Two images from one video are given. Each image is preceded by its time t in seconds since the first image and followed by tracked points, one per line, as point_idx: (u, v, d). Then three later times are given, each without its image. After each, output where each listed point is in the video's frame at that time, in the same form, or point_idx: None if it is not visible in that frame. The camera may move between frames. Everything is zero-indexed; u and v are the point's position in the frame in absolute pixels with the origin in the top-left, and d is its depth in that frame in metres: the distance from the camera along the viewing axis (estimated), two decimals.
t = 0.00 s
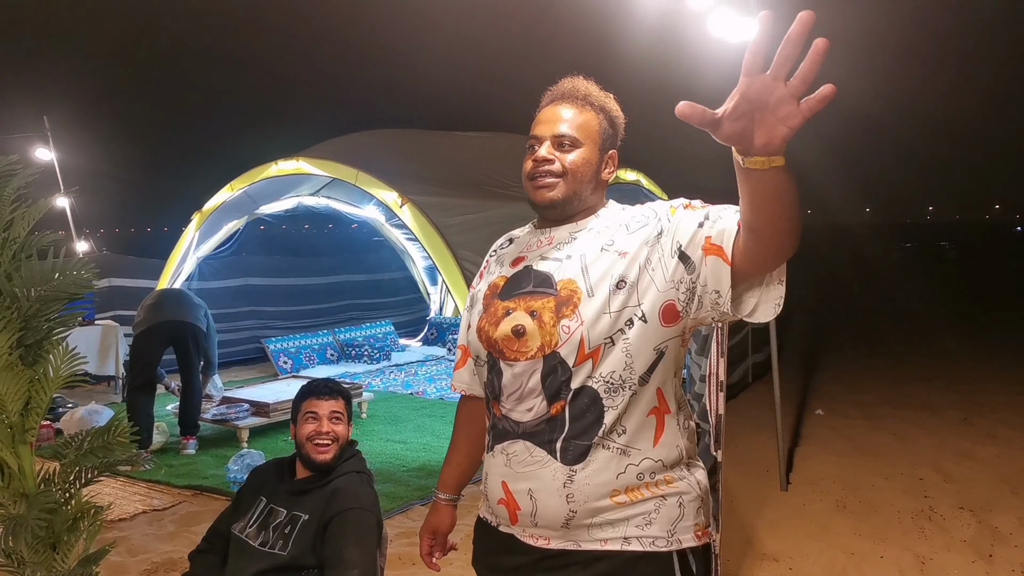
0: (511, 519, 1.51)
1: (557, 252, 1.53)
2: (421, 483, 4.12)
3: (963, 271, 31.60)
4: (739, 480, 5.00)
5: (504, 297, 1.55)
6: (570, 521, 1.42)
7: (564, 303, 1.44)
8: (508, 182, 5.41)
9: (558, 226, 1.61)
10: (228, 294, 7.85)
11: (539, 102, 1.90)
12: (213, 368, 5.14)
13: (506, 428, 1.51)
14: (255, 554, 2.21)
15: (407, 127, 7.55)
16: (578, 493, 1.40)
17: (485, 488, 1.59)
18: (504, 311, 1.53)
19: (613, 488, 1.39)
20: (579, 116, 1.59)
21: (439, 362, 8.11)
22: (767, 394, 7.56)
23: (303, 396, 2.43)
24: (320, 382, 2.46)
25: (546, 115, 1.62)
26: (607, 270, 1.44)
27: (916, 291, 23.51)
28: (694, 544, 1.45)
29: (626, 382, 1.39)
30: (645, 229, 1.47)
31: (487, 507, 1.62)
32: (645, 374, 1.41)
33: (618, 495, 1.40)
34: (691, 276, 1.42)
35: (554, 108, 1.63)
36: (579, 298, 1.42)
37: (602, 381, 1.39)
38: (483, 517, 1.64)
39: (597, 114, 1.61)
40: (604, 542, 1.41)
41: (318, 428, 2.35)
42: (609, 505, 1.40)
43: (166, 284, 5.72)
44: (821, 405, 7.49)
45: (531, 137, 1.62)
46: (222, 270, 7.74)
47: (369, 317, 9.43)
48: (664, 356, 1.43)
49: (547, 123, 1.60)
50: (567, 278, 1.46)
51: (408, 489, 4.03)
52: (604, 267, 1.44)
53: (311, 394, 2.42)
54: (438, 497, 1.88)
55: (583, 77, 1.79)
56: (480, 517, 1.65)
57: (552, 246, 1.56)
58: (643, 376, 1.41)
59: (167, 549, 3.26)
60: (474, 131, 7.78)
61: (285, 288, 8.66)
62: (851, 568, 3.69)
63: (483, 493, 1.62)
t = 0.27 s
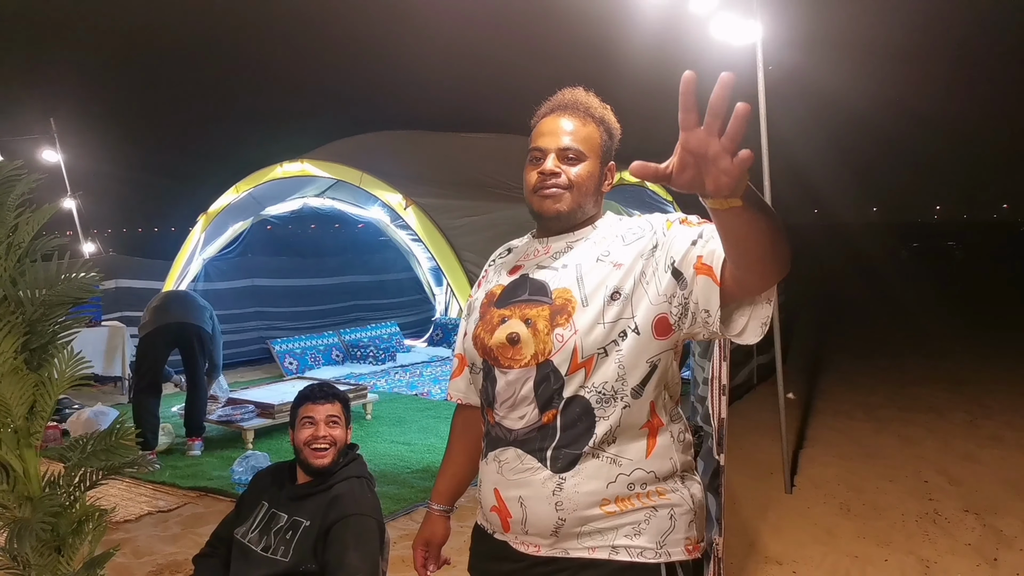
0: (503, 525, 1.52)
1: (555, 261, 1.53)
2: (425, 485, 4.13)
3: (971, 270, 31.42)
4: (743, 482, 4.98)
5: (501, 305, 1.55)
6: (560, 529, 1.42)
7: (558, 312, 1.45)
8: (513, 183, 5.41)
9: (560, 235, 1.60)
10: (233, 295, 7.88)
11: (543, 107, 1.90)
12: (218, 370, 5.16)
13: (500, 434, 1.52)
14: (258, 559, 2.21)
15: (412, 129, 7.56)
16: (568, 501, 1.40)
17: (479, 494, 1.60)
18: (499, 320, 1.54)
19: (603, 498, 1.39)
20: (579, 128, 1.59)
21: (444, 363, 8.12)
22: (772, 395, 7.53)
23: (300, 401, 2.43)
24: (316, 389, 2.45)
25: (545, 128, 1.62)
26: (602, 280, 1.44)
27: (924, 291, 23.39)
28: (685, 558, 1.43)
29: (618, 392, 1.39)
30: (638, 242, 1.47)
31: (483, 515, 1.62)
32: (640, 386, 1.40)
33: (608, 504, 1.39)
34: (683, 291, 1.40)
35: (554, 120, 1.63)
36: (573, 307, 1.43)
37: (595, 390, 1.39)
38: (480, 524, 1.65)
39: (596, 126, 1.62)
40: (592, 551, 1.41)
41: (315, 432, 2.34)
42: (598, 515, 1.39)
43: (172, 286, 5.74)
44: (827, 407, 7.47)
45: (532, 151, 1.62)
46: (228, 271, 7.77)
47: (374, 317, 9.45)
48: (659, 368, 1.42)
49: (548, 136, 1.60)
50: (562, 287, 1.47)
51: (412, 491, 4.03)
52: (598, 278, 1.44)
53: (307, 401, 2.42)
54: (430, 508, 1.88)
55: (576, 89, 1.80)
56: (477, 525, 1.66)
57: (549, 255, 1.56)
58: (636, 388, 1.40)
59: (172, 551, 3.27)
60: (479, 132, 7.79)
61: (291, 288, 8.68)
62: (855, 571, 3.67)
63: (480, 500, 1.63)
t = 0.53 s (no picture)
0: (498, 516, 1.55)
1: (556, 254, 1.54)
2: (431, 483, 4.14)
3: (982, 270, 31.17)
4: (749, 482, 4.96)
5: (503, 296, 1.56)
6: (550, 521, 1.43)
7: (553, 304, 1.45)
8: (519, 182, 5.41)
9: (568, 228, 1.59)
10: (241, 293, 7.91)
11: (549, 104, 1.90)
12: (227, 367, 5.19)
13: (497, 424, 1.54)
14: (265, 555, 2.22)
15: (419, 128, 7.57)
16: (558, 495, 1.41)
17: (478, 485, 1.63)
18: (500, 310, 1.55)
19: (594, 493, 1.39)
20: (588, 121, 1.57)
21: (451, 361, 8.13)
22: (779, 394, 7.50)
23: (306, 398, 2.42)
24: (321, 386, 2.45)
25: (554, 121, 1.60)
26: (598, 275, 1.44)
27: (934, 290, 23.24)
28: (680, 555, 1.42)
29: (611, 387, 1.39)
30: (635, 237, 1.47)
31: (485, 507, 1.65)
32: (632, 381, 1.40)
33: (599, 498, 1.40)
34: (671, 287, 1.40)
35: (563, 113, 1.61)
36: (568, 299, 1.43)
37: (586, 384, 1.40)
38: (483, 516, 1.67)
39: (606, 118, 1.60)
40: (583, 546, 1.42)
41: (322, 430, 2.34)
42: (590, 509, 1.40)
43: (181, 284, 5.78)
44: (834, 406, 7.43)
45: (541, 144, 1.61)
46: (236, 270, 7.80)
47: (382, 316, 9.47)
48: (652, 364, 1.41)
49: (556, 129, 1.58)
50: (559, 280, 1.47)
51: (418, 489, 4.04)
52: (594, 272, 1.44)
53: (315, 398, 2.41)
54: (440, 498, 1.89)
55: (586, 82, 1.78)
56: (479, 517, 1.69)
57: (552, 249, 1.56)
58: (629, 382, 1.39)
59: (180, 547, 3.29)
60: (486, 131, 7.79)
61: (299, 287, 8.71)
62: (861, 571, 3.65)
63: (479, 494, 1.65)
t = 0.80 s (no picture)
0: (500, 517, 1.57)
1: (557, 261, 1.53)
2: (435, 484, 4.15)
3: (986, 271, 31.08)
4: (753, 483, 4.96)
5: (504, 299, 1.56)
6: (549, 526, 1.45)
7: (546, 312, 1.45)
8: (523, 183, 5.41)
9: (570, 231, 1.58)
10: (245, 295, 7.93)
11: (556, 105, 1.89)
12: (232, 369, 5.21)
13: (498, 427, 1.55)
14: (270, 554, 2.24)
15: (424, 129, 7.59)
16: (555, 500, 1.42)
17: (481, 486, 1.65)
18: (500, 314, 1.55)
19: (590, 499, 1.40)
20: (594, 124, 1.55)
21: (455, 363, 8.15)
22: (783, 395, 7.49)
23: (313, 399, 2.43)
24: (331, 386, 2.46)
25: (564, 121, 1.58)
26: (589, 287, 1.43)
27: (938, 292, 23.19)
28: (680, 558, 1.43)
29: (603, 397, 1.38)
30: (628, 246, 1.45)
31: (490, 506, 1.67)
32: (625, 389, 1.39)
33: (596, 504, 1.40)
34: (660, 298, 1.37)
35: (573, 114, 1.59)
36: (559, 308, 1.43)
37: (577, 395, 1.39)
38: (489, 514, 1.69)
39: (614, 121, 1.57)
40: (581, 551, 1.42)
41: (327, 430, 2.34)
42: (587, 515, 1.41)
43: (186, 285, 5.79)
44: (838, 407, 7.42)
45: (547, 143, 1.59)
46: (241, 271, 7.83)
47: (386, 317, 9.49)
48: (646, 374, 1.40)
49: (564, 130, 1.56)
50: (554, 288, 1.47)
51: (423, 490, 4.05)
52: (587, 282, 1.44)
53: (322, 399, 2.42)
54: (457, 483, 1.88)
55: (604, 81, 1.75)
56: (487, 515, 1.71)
57: (554, 255, 1.55)
58: (621, 392, 1.38)
59: (186, 548, 3.30)
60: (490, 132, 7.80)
61: (304, 288, 8.73)
62: (864, 572, 3.65)
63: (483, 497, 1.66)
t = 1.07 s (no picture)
0: (502, 520, 1.59)
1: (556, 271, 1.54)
2: (440, 484, 4.16)
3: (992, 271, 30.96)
4: (756, 484, 4.96)
5: (506, 309, 1.58)
6: (547, 531, 1.46)
7: (543, 325, 1.46)
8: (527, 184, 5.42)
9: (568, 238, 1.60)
10: (250, 295, 7.96)
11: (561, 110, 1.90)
12: (238, 369, 5.23)
13: (499, 435, 1.58)
14: (274, 552, 2.25)
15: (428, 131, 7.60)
16: (552, 506, 1.44)
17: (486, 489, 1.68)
18: (502, 324, 1.57)
19: (586, 506, 1.41)
20: (591, 131, 1.55)
21: (459, 363, 8.16)
22: (787, 396, 7.48)
23: (318, 402, 2.44)
24: (334, 390, 2.47)
25: (562, 127, 1.59)
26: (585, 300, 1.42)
27: (943, 292, 23.12)
28: (676, 567, 1.43)
29: (598, 411, 1.38)
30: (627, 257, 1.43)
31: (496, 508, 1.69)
32: (619, 406, 1.37)
33: (592, 511, 1.41)
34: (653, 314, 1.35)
35: (572, 119, 1.60)
36: (555, 322, 1.44)
37: (572, 406, 1.40)
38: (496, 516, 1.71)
39: (611, 127, 1.57)
40: (578, 556, 1.44)
41: (333, 433, 2.36)
42: (583, 521, 1.42)
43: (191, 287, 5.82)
44: (842, 408, 7.41)
45: (546, 149, 1.60)
46: (246, 272, 7.85)
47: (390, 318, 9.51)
48: (643, 391, 1.37)
49: (561, 135, 1.57)
50: (551, 301, 1.48)
51: (428, 491, 4.06)
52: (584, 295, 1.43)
53: (325, 403, 2.43)
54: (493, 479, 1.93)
55: (605, 87, 1.76)
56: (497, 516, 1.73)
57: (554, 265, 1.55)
58: (616, 408, 1.37)
59: (192, 549, 3.32)
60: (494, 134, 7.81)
61: (308, 289, 8.75)
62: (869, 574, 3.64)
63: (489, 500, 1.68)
